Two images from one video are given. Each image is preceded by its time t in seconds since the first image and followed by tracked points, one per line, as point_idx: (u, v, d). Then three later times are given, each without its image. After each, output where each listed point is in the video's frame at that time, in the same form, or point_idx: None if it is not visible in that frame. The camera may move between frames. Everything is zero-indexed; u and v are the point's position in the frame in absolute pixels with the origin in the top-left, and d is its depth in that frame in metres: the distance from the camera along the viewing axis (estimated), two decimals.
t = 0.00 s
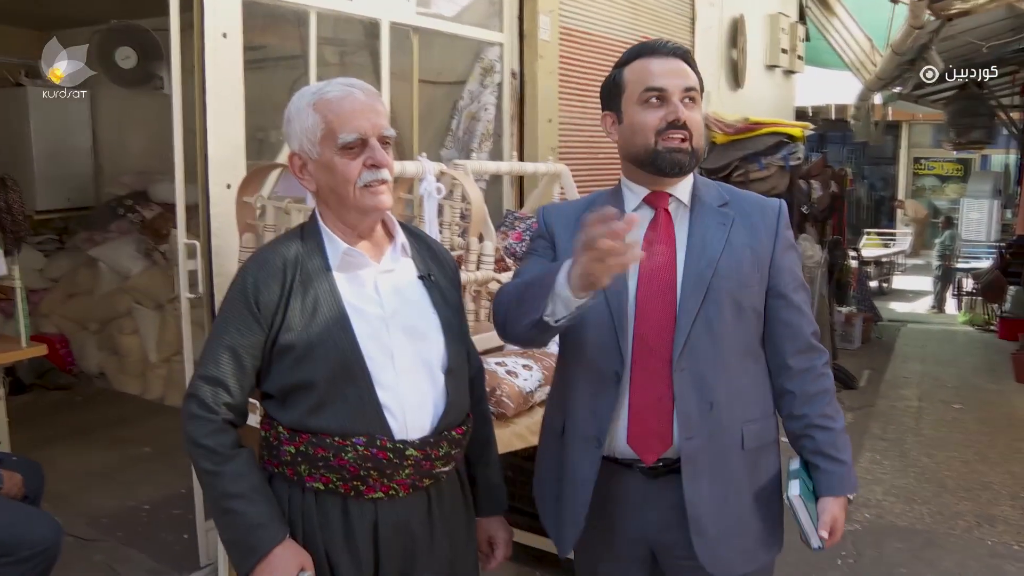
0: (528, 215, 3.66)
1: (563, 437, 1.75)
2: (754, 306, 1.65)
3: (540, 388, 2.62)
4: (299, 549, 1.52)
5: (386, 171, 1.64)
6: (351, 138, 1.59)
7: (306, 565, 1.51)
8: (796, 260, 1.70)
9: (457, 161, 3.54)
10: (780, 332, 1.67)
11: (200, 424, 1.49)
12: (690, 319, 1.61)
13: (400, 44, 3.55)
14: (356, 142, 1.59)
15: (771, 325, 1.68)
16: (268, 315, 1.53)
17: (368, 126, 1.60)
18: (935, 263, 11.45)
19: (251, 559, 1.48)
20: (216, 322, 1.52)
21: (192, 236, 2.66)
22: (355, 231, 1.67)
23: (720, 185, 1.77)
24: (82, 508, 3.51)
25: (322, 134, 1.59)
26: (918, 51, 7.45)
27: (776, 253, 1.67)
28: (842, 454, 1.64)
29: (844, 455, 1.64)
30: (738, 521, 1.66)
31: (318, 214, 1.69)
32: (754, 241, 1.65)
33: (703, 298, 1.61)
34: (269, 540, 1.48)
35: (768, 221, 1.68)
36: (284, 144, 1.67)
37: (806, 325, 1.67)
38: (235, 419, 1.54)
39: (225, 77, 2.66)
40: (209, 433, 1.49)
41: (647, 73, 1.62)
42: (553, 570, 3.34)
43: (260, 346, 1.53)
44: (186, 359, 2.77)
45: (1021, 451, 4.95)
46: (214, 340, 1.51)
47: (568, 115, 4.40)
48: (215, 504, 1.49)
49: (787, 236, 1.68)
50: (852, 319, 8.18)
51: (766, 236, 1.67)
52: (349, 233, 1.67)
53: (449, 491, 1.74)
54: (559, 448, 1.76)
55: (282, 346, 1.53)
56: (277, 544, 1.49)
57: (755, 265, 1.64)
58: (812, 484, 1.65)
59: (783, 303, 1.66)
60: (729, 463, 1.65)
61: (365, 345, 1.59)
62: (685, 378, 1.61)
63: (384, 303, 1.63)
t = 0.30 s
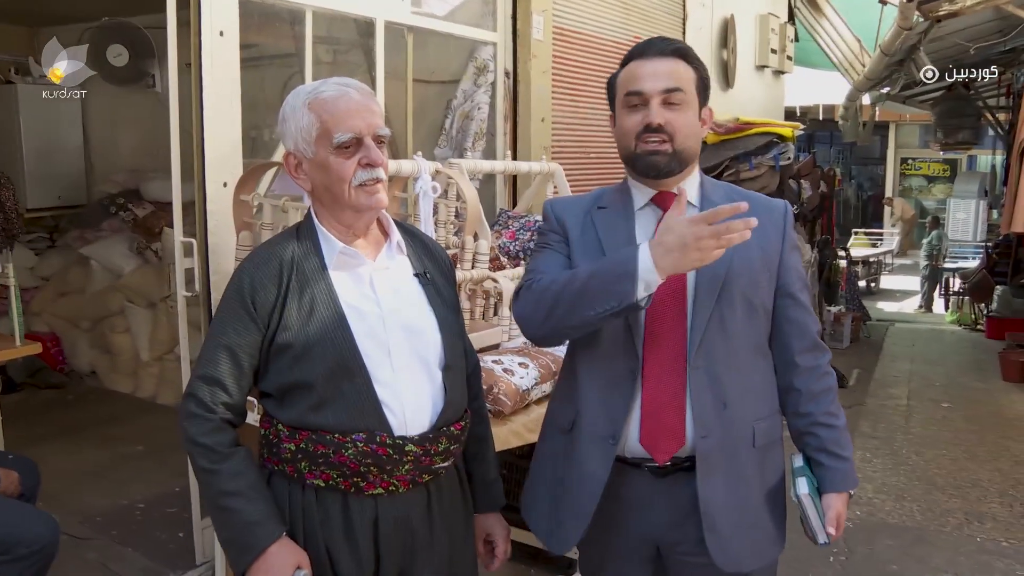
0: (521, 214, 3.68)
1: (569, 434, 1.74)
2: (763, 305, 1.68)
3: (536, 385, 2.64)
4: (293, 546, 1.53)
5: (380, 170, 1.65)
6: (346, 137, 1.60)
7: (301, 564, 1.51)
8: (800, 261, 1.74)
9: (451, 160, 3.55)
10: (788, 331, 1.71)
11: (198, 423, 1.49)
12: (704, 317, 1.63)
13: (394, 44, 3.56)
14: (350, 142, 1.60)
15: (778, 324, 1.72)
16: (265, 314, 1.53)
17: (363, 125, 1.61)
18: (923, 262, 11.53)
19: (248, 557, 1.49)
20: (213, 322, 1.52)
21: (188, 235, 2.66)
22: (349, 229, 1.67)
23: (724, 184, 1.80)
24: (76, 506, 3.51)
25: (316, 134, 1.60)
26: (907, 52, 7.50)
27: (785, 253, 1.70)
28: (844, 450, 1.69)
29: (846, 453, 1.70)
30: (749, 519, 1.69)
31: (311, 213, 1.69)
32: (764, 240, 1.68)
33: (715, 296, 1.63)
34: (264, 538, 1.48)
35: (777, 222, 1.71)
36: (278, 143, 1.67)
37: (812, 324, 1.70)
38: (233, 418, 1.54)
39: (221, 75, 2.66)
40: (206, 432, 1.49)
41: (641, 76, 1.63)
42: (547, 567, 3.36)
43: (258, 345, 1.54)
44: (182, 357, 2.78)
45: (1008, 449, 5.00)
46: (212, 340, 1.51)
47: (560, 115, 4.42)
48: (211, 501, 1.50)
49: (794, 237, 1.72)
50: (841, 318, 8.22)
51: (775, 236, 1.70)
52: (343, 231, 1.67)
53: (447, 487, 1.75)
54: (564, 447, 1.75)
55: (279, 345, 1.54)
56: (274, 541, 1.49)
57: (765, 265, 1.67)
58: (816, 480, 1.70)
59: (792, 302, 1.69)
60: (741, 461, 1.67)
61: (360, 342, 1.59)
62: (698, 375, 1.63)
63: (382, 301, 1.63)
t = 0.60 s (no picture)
0: (515, 215, 3.70)
1: (579, 434, 1.79)
2: (770, 311, 1.70)
3: (530, 385, 2.65)
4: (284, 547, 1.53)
5: (379, 170, 1.66)
6: (344, 137, 1.61)
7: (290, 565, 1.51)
8: (812, 267, 1.74)
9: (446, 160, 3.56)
10: (795, 337, 1.72)
11: (194, 421, 1.50)
12: (709, 323, 1.65)
13: (390, 45, 3.58)
14: (349, 142, 1.61)
15: (786, 330, 1.73)
16: (263, 313, 1.54)
17: (361, 125, 1.63)
18: (913, 265, 11.60)
19: (238, 558, 1.49)
20: (209, 323, 1.53)
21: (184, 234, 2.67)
22: (347, 229, 1.68)
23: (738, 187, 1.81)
24: (69, 505, 3.50)
25: (315, 133, 1.61)
26: (899, 56, 7.55)
27: (795, 259, 1.72)
28: (850, 459, 1.71)
29: (852, 462, 1.71)
30: (748, 524, 1.71)
31: (309, 212, 1.70)
32: (774, 247, 1.69)
33: (720, 302, 1.65)
34: (254, 538, 1.48)
35: (789, 227, 1.72)
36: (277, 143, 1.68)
37: (821, 332, 1.72)
38: (229, 416, 1.55)
39: (218, 74, 2.67)
40: (201, 431, 1.50)
41: (646, 79, 1.65)
42: (540, 566, 3.38)
43: (255, 344, 1.54)
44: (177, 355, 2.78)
45: (997, 450, 5.04)
46: (209, 340, 1.52)
47: (554, 117, 4.44)
48: (203, 500, 1.50)
49: (806, 243, 1.73)
50: (832, 320, 8.27)
51: (785, 242, 1.71)
52: (340, 231, 1.68)
53: (444, 483, 1.76)
54: (574, 447, 1.81)
55: (276, 343, 1.55)
56: (265, 541, 1.49)
57: (773, 271, 1.69)
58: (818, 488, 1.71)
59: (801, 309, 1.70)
60: (742, 466, 1.69)
61: (360, 341, 1.60)
62: (698, 380, 1.66)
63: (378, 300, 1.64)
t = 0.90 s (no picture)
0: (507, 215, 3.71)
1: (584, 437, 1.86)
2: (779, 322, 1.67)
3: (523, 384, 2.66)
4: (280, 547, 1.54)
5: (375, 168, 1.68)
6: (342, 135, 1.62)
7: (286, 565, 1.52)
8: (835, 278, 1.68)
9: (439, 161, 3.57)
10: (807, 349, 1.68)
11: (188, 421, 1.51)
12: (706, 334, 1.65)
13: (382, 45, 3.58)
14: (347, 139, 1.63)
15: (798, 341, 1.69)
16: (257, 313, 1.55)
17: (358, 123, 1.64)
18: (905, 264, 11.66)
19: (232, 558, 1.50)
20: (203, 321, 1.54)
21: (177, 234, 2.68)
22: (343, 227, 1.69)
23: (762, 189, 1.77)
24: (63, 506, 3.50)
25: (313, 131, 1.62)
26: (889, 56, 7.59)
27: (812, 269, 1.66)
28: (861, 480, 1.65)
29: (864, 484, 1.65)
30: (742, 535, 1.72)
31: (303, 211, 1.70)
32: (785, 256, 1.66)
33: (720, 312, 1.65)
34: (248, 539, 1.49)
35: (806, 235, 1.67)
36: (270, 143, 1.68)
37: (835, 345, 1.66)
38: (223, 416, 1.56)
39: (210, 74, 2.68)
40: (196, 430, 1.51)
41: (662, 80, 1.67)
42: (534, 565, 3.39)
43: (249, 344, 1.55)
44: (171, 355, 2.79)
45: (988, 448, 5.08)
46: (203, 339, 1.53)
47: (546, 117, 4.45)
48: (197, 500, 1.51)
49: (826, 252, 1.67)
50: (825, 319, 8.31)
51: (799, 252, 1.66)
52: (335, 229, 1.69)
53: (436, 481, 1.77)
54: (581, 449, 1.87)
55: (270, 343, 1.56)
56: (258, 542, 1.50)
57: (783, 281, 1.65)
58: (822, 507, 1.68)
59: (814, 321, 1.66)
60: (737, 477, 1.69)
61: (354, 340, 1.61)
62: (693, 389, 1.67)
63: (372, 299, 1.65)
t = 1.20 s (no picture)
0: (509, 211, 3.70)
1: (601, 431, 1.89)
2: (784, 333, 1.60)
3: (524, 381, 2.66)
4: (277, 546, 1.54)
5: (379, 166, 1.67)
6: (349, 132, 1.62)
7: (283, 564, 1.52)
8: (855, 292, 1.56)
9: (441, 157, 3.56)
10: (814, 364, 1.59)
11: (186, 419, 1.51)
12: (703, 339, 1.63)
13: (384, 42, 3.58)
14: (353, 135, 1.62)
15: (808, 354, 1.61)
16: (253, 311, 1.55)
17: (365, 120, 1.64)
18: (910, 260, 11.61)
19: (229, 556, 1.50)
20: (201, 318, 1.54)
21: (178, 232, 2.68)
22: (343, 224, 1.69)
23: (794, 192, 1.69)
24: (67, 503, 3.51)
25: (318, 127, 1.61)
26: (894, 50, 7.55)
27: (823, 280, 1.56)
28: (855, 511, 1.54)
29: (860, 514, 1.54)
30: (728, 551, 1.66)
31: (302, 208, 1.69)
32: (794, 265, 1.58)
33: (718, 318, 1.61)
34: (246, 538, 1.49)
35: (823, 244, 1.58)
36: (273, 136, 1.68)
37: (843, 364, 1.55)
38: (220, 415, 1.56)
39: (210, 71, 2.68)
40: (193, 429, 1.51)
41: (675, 80, 1.66)
42: (536, 562, 3.39)
43: (247, 342, 1.55)
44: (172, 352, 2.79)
45: (994, 445, 5.06)
46: (201, 338, 1.53)
47: (548, 113, 4.44)
48: (194, 499, 1.51)
49: (845, 262, 1.55)
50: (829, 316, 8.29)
51: (810, 261, 1.57)
52: (336, 227, 1.69)
53: (435, 477, 1.77)
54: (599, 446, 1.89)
55: (268, 341, 1.56)
56: (255, 541, 1.50)
57: (789, 290, 1.58)
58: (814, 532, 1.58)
59: (821, 336, 1.56)
60: (727, 490, 1.64)
61: (352, 336, 1.61)
62: (685, 394, 1.65)
63: (370, 296, 1.65)
